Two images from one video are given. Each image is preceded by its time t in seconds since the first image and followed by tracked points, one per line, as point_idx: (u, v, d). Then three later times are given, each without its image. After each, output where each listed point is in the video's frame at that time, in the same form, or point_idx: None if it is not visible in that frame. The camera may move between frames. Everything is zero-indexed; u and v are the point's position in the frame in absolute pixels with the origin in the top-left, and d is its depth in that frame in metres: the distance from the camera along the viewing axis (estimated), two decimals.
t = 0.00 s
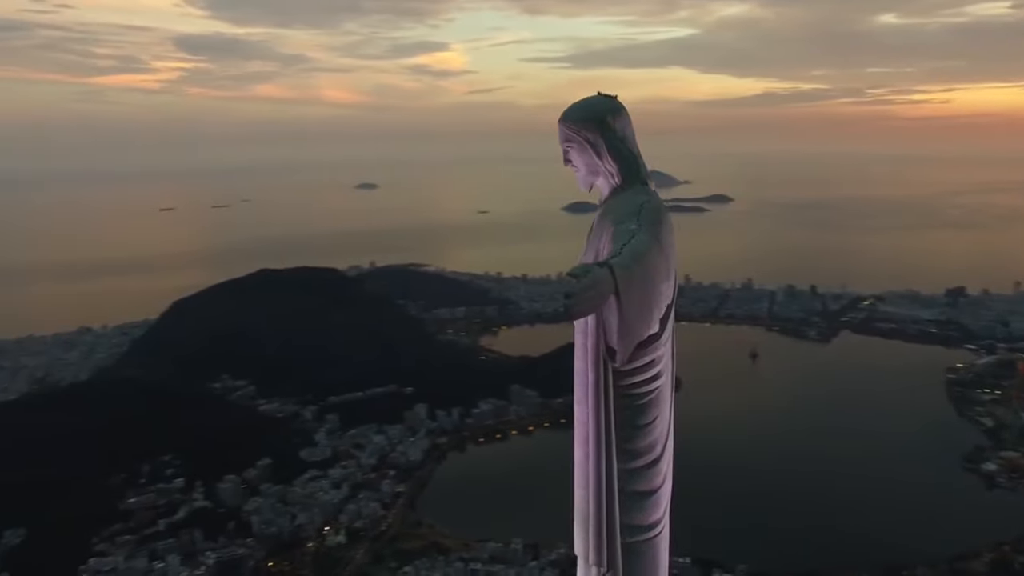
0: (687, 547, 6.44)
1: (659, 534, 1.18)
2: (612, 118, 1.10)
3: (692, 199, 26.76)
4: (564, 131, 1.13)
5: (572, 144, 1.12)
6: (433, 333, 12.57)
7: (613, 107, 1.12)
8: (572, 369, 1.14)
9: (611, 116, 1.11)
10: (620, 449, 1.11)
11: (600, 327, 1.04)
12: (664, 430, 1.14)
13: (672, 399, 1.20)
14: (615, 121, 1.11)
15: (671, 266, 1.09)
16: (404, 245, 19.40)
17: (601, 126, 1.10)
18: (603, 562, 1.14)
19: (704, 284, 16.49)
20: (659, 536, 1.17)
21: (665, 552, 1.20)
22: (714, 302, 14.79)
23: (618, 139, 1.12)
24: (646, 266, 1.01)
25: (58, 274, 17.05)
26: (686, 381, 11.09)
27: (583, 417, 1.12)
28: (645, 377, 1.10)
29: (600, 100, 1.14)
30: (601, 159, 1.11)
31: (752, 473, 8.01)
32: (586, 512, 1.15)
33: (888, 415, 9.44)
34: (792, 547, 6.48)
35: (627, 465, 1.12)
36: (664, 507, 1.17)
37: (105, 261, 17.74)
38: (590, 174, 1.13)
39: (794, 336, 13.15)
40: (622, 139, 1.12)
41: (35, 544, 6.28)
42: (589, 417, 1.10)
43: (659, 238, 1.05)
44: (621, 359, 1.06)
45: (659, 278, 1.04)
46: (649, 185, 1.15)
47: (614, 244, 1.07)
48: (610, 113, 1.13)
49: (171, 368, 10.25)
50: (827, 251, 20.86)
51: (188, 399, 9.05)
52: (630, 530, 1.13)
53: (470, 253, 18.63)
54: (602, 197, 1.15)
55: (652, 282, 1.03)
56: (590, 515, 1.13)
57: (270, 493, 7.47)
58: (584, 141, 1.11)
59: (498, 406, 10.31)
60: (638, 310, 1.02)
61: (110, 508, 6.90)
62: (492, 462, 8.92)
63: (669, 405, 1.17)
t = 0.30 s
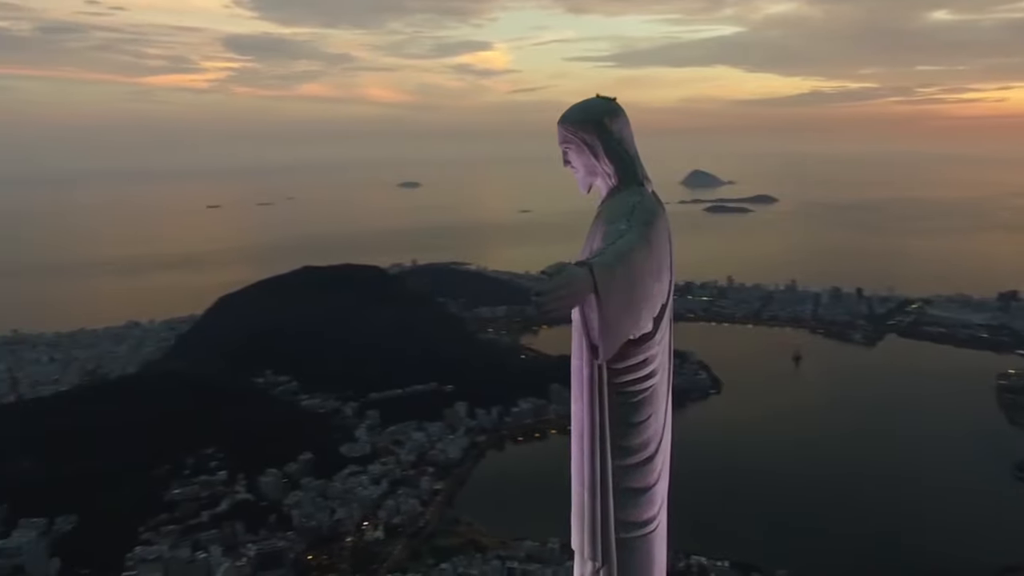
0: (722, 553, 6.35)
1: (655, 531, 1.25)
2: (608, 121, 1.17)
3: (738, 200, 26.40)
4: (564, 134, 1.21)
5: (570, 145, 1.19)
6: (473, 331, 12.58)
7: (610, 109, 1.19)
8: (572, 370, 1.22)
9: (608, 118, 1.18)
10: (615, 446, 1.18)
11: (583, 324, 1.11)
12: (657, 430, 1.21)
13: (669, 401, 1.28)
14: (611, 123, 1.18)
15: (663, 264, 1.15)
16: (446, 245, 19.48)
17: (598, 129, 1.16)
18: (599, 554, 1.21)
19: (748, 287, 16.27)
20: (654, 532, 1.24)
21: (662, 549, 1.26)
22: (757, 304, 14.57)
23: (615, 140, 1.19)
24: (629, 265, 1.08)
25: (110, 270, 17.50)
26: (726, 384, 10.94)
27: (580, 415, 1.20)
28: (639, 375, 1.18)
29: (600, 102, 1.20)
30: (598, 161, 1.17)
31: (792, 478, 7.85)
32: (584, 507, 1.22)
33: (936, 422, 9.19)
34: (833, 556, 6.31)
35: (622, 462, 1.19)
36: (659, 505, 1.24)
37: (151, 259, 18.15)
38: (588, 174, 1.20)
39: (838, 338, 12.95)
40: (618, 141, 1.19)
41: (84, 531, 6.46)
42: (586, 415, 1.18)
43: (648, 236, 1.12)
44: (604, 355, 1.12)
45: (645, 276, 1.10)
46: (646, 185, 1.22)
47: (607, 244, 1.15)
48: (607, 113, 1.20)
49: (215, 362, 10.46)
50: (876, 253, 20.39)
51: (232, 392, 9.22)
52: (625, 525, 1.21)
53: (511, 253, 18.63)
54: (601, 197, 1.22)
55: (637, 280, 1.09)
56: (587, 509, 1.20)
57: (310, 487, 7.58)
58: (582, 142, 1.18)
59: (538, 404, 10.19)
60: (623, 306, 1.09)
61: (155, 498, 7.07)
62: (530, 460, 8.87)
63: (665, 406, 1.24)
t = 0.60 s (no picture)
0: (760, 559, 6.23)
1: (646, 526, 1.21)
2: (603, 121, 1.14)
3: (780, 202, 26.09)
4: (560, 136, 1.20)
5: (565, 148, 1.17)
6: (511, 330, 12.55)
7: (607, 112, 1.17)
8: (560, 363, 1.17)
9: (602, 119, 1.17)
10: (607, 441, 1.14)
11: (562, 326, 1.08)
12: (649, 425, 1.17)
13: (662, 395, 1.24)
14: (606, 123, 1.17)
15: (651, 266, 1.11)
16: (486, 244, 19.56)
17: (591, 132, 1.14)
18: (591, 550, 1.16)
19: (789, 288, 16.05)
20: (646, 528, 1.20)
21: (653, 544, 1.22)
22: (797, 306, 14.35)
23: (610, 141, 1.17)
24: (610, 266, 1.04)
25: (157, 267, 17.89)
26: (765, 388, 10.79)
27: (571, 408, 1.15)
28: (630, 371, 1.14)
29: (597, 106, 1.18)
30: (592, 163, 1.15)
31: (832, 486, 7.69)
32: (575, 503, 1.17)
33: (984, 429, 8.94)
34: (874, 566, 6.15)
35: (613, 457, 1.15)
36: (652, 501, 1.21)
37: (195, 257, 18.45)
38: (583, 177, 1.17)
39: (881, 342, 12.72)
40: (613, 142, 1.18)
41: (128, 521, 6.61)
42: (577, 408, 1.13)
43: (636, 235, 1.09)
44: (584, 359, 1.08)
45: (628, 277, 1.07)
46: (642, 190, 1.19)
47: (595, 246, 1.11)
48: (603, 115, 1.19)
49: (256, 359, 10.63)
50: (922, 255, 19.97)
51: (272, 387, 9.36)
52: (617, 521, 1.17)
53: (549, 254, 18.65)
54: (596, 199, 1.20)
55: (620, 281, 1.06)
56: (579, 504, 1.15)
57: (347, 483, 7.66)
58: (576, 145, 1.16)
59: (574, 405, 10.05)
60: (605, 308, 1.05)
61: (195, 490, 7.20)
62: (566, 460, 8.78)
63: (658, 401, 1.21)
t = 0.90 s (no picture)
0: (795, 564, 6.12)
1: (639, 522, 1.23)
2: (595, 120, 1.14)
3: (821, 203, 25.74)
4: (553, 136, 1.21)
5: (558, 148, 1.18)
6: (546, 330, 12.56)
7: (599, 112, 1.17)
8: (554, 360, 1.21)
9: (594, 120, 1.18)
10: (595, 439, 1.16)
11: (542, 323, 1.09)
12: (640, 423, 1.19)
13: (657, 390, 1.24)
14: (598, 124, 1.18)
15: (639, 269, 1.11)
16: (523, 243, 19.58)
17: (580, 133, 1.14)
18: (581, 544, 1.20)
19: (829, 290, 15.82)
20: (638, 523, 1.22)
21: (647, 538, 1.25)
22: (836, 308, 14.15)
23: (601, 143, 1.18)
24: (592, 265, 1.05)
25: (199, 262, 18.19)
26: (803, 391, 10.66)
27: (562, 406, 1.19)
28: (619, 370, 1.16)
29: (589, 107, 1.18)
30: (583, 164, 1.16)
31: (869, 490, 7.57)
32: (567, 498, 1.21)
33: None
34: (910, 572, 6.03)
35: (604, 454, 1.18)
36: (644, 496, 1.23)
37: (236, 253, 18.74)
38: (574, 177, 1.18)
39: (923, 346, 12.49)
40: (606, 144, 1.18)
41: (167, 512, 6.74)
42: (566, 406, 1.17)
43: (623, 237, 1.09)
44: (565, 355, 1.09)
45: (613, 279, 1.07)
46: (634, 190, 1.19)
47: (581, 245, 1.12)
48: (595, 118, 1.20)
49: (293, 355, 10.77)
50: (968, 258, 19.55)
51: (309, 383, 9.47)
52: (607, 517, 1.19)
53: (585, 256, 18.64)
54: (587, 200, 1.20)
55: (602, 282, 1.06)
56: (569, 500, 1.19)
57: (381, 480, 7.71)
58: (567, 147, 1.17)
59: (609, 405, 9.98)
60: (584, 308, 1.05)
61: (232, 483, 7.31)
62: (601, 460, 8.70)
63: (652, 397, 1.22)
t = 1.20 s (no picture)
0: (831, 569, 6.04)
1: (631, 518, 1.28)
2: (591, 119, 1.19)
3: (863, 204, 25.32)
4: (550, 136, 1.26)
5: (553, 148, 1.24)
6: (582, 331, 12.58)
7: (592, 112, 1.23)
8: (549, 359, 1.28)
9: (588, 121, 1.23)
10: (586, 435, 1.23)
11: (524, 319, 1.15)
12: (630, 422, 1.25)
13: (650, 388, 1.30)
14: (591, 126, 1.23)
15: (625, 270, 1.17)
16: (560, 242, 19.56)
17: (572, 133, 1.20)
18: (573, 538, 1.26)
19: (870, 293, 15.60)
20: (629, 520, 1.28)
21: (639, 535, 1.30)
22: (877, 311, 13.93)
23: (595, 145, 1.23)
24: (574, 266, 1.10)
25: (240, 260, 18.49)
26: (842, 395, 10.51)
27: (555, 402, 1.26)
28: (610, 368, 1.22)
29: (583, 109, 1.23)
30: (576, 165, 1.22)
31: (910, 495, 7.44)
32: (561, 493, 1.28)
33: None
34: None
35: (595, 451, 1.24)
36: (635, 493, 1.28)
37: (276, 250, 19.00)
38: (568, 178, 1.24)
39: (967, 350, 12.24)
40: (599, 145, 1.24)
41: (205, 504, 6.86)
42: (559, 403, 1.24)
43: (609, 239, 1.14)
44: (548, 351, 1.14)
45: (594, 280, 1.12)
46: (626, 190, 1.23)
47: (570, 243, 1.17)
48: (590, 119, 1.25)
49: (330, 352, 10.90)
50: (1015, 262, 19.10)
51: (345, 378, 9.58)
52: (598, 513, 1.25)
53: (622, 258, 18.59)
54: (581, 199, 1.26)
55: (585, 280, 1.11)
56: (561, 495, 1.26)
57: (415, 477, 7.76)
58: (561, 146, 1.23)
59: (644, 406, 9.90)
60: (565, 307, 1.10)
61: (268, 478, 7.40)
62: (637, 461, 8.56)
63: (644, 396, 1.28)
